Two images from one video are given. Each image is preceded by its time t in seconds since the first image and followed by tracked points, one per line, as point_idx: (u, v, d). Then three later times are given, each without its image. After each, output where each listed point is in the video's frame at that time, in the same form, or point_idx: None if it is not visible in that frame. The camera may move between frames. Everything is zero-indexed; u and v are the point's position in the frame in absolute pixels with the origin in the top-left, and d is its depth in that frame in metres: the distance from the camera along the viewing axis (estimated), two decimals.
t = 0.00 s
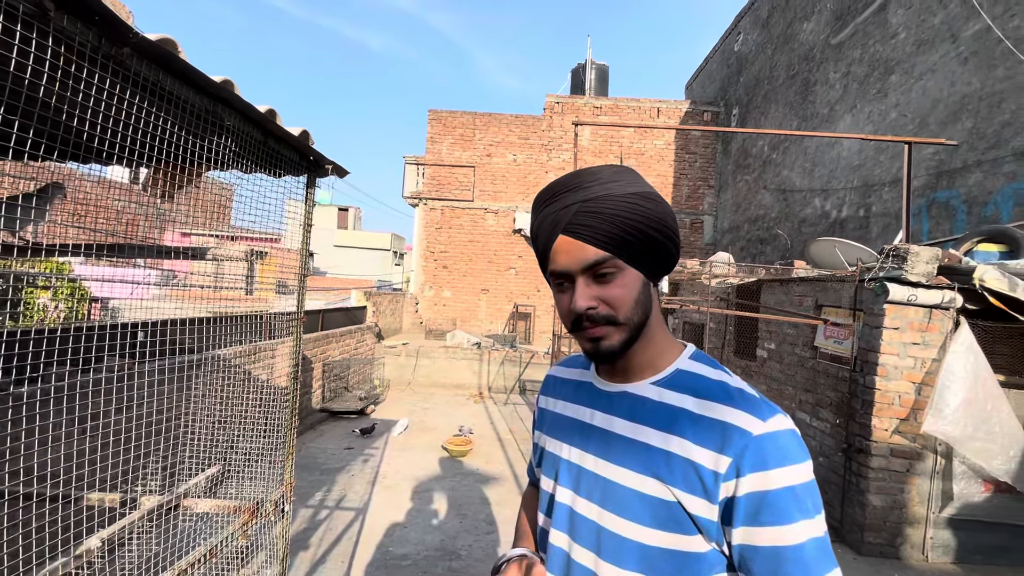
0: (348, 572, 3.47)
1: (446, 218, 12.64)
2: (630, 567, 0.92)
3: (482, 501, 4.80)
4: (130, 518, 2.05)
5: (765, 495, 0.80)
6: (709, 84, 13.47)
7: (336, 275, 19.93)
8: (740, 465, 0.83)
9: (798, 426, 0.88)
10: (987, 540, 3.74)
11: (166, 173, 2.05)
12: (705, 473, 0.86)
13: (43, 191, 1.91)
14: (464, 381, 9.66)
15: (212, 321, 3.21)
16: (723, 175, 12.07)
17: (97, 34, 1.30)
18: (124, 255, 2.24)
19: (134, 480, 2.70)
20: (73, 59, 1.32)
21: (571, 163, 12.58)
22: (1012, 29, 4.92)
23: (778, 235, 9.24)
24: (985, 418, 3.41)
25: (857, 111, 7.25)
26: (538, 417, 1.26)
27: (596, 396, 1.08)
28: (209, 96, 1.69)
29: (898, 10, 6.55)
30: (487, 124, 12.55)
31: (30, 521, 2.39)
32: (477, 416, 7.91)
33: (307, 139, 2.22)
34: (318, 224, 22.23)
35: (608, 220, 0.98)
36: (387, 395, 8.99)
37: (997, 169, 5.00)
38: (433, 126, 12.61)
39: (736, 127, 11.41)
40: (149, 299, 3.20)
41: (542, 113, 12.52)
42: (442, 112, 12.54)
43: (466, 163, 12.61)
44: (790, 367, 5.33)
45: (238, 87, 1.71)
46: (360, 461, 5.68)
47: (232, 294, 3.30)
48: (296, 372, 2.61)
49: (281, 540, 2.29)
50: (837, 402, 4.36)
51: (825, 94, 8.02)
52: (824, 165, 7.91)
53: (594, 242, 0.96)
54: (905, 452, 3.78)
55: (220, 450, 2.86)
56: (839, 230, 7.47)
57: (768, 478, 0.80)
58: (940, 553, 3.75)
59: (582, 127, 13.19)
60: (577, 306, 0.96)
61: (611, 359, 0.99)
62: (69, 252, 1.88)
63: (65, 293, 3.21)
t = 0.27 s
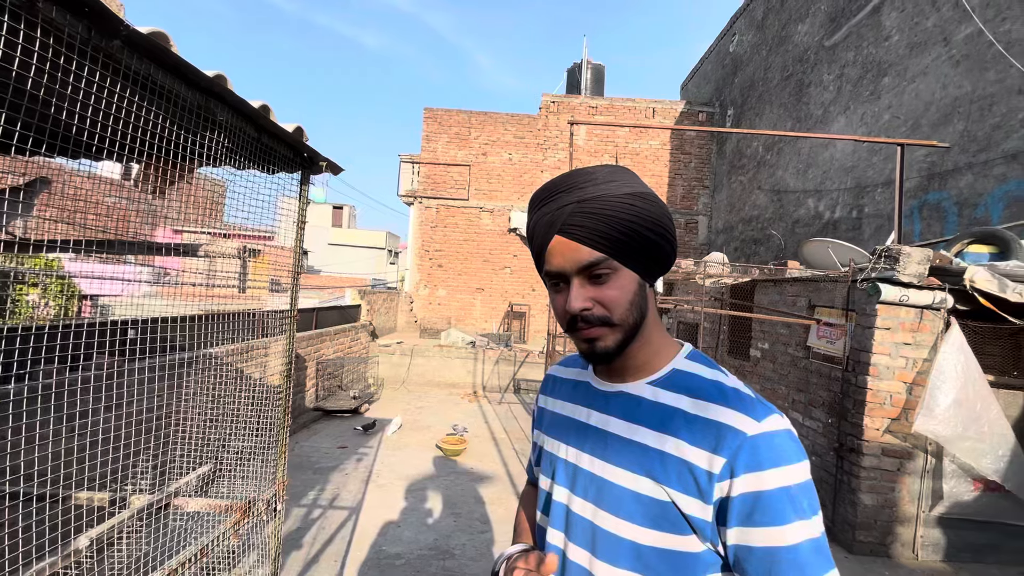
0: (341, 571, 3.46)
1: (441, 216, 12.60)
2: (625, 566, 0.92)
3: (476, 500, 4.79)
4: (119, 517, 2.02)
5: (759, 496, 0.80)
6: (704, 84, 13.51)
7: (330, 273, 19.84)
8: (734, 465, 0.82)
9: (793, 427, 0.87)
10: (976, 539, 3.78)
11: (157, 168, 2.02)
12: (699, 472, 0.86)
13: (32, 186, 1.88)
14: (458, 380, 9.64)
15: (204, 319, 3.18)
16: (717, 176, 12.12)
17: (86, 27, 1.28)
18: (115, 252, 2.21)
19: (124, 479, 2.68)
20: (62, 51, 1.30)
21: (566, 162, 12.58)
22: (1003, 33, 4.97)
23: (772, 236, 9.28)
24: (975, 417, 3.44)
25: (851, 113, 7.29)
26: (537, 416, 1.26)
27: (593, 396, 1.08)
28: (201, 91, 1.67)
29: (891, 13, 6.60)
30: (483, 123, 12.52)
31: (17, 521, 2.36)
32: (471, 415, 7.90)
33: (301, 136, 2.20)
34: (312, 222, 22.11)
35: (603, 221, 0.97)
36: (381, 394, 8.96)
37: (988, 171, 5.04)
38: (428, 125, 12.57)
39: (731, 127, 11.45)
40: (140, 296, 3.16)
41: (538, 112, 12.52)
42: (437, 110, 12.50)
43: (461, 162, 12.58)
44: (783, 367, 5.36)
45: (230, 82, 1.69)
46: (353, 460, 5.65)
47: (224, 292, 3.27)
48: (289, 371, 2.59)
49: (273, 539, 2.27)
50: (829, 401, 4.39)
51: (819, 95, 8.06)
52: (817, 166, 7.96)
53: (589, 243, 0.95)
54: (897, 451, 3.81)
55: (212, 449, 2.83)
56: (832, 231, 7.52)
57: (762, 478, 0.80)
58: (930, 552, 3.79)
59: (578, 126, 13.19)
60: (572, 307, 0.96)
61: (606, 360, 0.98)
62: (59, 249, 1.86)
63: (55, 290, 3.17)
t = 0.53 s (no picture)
0: (333, 570, 3.44)
1: (436, 214, 12.56)
2: (615, 563, 0.91)
3: (469, 498, 4.78)
4: (105, 517, 1.99)
5: (748, 493, 0.79)
6: (698, 84, 13.54)
7: (324, 271, 19.73)
8: (723, 462, 0.82)
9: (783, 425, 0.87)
10: (965, 536, 3.81)
11: (146, 164, 1.99)
12: (690, 470, 0.85)
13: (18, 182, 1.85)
14: (452, 379, 9.62)
15: (194, 317, 3.14)
16: (712, 175, 12.16)
17: (70, 17, 1.25)
18: (104, 248, 2.18)
19: (112, 478, 2.64)
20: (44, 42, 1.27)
21: (561, 161, 12.58)
22: (994, 35, 5.01)
23: (765, 235, 9.33)
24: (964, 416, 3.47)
25: (844, 113, 7.33)
26: (529, 414, 1.25)
27: (584, 393, 1.07)
28: (189, 85, 1.65)
29: (884, 14, 6.63)
30: (478, 121, 12.48)
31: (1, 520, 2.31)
32: (465, 413, 7.89)
33: (293, 131, 2.18)
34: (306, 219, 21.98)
35: (596, 217, 0.96)
36: (375, 392, 8.92)
37: (978, 172, 5.09)
38: (423, 122, 12.52)
39: (725, 127, 11.49)
40: (130, 294, 3.12)
41: (533, 110, 12.50)
42: (432, 107, 12.45)
43: (456, 160, 12.54)
44: (775, 366, 5.39)
45: (219, 75, 1.67)
46: (346, 458, 5.63)
47: (215, 289, 3.23)
48: (280, 369, 2.56)
49: (262, 538, 2.25)
50: (821, 400, 4.41)
51: (812, 95, 8.10)
52: (810, 166, 8.00)
53: (581, 239, 0.94)
54: (887, 449, 3.83)
55: (201, 447, 2.80)
56: (825, 231, 7.56)
57: (751, 475, 0.79)
58: (919, 549, 3.82)
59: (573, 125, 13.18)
60: (564, 303, 0.95)
61: (597, 357, 0.98)
62: (45, 244, 1.83)
63: (43, 287, 3.13)
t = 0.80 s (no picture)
0: (326, 569, 3.43)
1: (430, 213, 12.53)
2: (604, 558, 0.91)
3: (464, 497, 4.79)
4: (97, 516, 1.98)
5: (734, 489, 0.80)
6: (692, 83, 13.58)
7: (317, 269, 19.64)
8: (710, 458, 0.82)
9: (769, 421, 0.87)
10: (953, 531, 3.86)
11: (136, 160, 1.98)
12: (677, 466, 0.86)
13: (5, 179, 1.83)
14: (446, 377, 9.62)
15: (186, 316, 3.11)
16: (705, 174, 12.21)
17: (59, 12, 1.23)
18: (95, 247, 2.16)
19: (103, 478, 2.61)
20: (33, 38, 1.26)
21: (555, 159, 12.58)
22: (984, 36, 5.06)
23: (758, 234, 9.39)
24: (951, 413, 3.52)
25: (836, 113, 7.38)
26: (519, 411, 1.25)
27: (574, 390, 1.07)
28: (181, 83, 1.63)
29: (876, 14, 6.68)
30: (472, 119, 12.45)
31: None
32: (459, 411, 7.88)
33: (285, 129, 2.17)
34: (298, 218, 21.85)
35: (589, 216, 0.96)
36: (369, 391, 8.90)
37: (968, 172, 5.14)
38: (417, 120, 12.47)
39: (719, 126, 11.53)
40: (120, 293, 3.09)
41: (528, 109, 12.49)
42: (426, 105, 12.40)
43: (450, 158, 12.50)
44: (768, 364, 5.42)
45: (211, 73, 1.65)
46: (340, 457, 5.61)
47: (208, 287, 3.20)
48: (273, 367, 2.54)
49: (256, 537, 2.23)
50: (813, 398, 4.45)
51: (805, 95, 8.14)
52: (803, 165, 8.05)
53: (574, 238, 0.94)
54: (877, 446, 3.87)
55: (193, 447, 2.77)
56: (817, 230, 7.62)
57: (738, 471, 0.80)
58: (908, 545, 3.86)
59: (567, 123, 13.17)
60: (556, 301, 0.95)
61: (588, 355, 0.98)
62: (33, 242, 1.80)
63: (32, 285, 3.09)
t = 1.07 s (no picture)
0: (321, 569, 3.42)
1: (424, 211, 12.50)
2: (600, 553, 0.92)
3: (459, 495, 4.79)
4: (90, 517, 1.96)
5: (727, 483, 0.80)
6: (686, 82, 13.63)
7: (311, 268, 19.53)
8: (704, 454, 0.83)
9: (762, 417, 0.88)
10: (942, 526, 3.91)
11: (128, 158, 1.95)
12: (671, 462, 0.87)
13: None
14: (441, 376, 9.60)
15: (179, 315, 3.09)
16: (699, 173, 12.27)
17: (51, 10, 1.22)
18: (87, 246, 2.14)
19: (95, 479, 2.59)
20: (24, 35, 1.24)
21: (549, 158, 12.58)
22: (973, 37, 5.12)
23: (751, 232, 9.45)
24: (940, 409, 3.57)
25: (828, 112, 7.43)
26: (516, 410, 1.25)
27: (570, 388, 1.08)
28: (175, 80, 1.61)
29: (867, 14, 6.74)
30: (466, 117, 12.43)
31: None
32: (454, 410, 7.88)
33: (279, 127, 2.15)
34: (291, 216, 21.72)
35: (585, 216, 0.96)
36: (363, 390, 8.87)
37: (957, 171, 5.20)
38: (410, 118, 12.43)
39: (712, 125, 11.59)
40: (111, 292, 3.06)
41: (522, 107, 12.49)
42: (420, 103, 12.36)
43: (444, 156, 12.47)
44: (761, 361, 5.47)
45: (205, 70, 1.64)
46: (334, 456, 5.59)
47: (201, 286, 3.18)
48: (267, 367, 2.53)
49: (251, 537, 2.22)
50: (805, 395, 4.49)
51: (798, 94, 8.20)
52: (795, 164, 8.11)
53: (570, 238, 0.95)
54: (869, 442, 3.92)
55: (187, 447, 2.75)
56: (809, 228, 7.68)
57: (731, 466, 0.81)
58: (899, 539, 3.92)
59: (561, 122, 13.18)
60: (552, 301, 0.95)
61: (584, 354, 0.99)
62: (25, 241, 1.80)
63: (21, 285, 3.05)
